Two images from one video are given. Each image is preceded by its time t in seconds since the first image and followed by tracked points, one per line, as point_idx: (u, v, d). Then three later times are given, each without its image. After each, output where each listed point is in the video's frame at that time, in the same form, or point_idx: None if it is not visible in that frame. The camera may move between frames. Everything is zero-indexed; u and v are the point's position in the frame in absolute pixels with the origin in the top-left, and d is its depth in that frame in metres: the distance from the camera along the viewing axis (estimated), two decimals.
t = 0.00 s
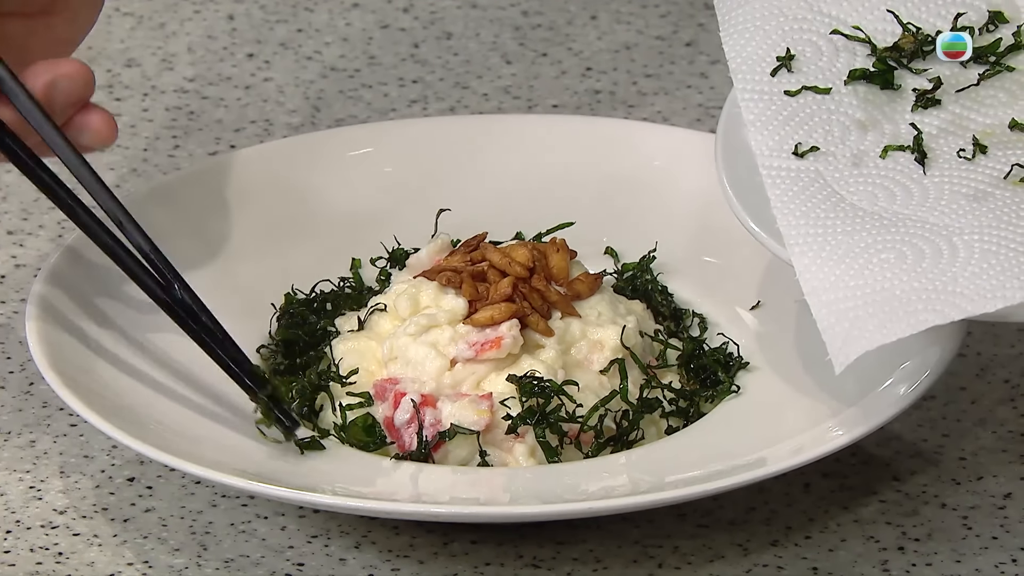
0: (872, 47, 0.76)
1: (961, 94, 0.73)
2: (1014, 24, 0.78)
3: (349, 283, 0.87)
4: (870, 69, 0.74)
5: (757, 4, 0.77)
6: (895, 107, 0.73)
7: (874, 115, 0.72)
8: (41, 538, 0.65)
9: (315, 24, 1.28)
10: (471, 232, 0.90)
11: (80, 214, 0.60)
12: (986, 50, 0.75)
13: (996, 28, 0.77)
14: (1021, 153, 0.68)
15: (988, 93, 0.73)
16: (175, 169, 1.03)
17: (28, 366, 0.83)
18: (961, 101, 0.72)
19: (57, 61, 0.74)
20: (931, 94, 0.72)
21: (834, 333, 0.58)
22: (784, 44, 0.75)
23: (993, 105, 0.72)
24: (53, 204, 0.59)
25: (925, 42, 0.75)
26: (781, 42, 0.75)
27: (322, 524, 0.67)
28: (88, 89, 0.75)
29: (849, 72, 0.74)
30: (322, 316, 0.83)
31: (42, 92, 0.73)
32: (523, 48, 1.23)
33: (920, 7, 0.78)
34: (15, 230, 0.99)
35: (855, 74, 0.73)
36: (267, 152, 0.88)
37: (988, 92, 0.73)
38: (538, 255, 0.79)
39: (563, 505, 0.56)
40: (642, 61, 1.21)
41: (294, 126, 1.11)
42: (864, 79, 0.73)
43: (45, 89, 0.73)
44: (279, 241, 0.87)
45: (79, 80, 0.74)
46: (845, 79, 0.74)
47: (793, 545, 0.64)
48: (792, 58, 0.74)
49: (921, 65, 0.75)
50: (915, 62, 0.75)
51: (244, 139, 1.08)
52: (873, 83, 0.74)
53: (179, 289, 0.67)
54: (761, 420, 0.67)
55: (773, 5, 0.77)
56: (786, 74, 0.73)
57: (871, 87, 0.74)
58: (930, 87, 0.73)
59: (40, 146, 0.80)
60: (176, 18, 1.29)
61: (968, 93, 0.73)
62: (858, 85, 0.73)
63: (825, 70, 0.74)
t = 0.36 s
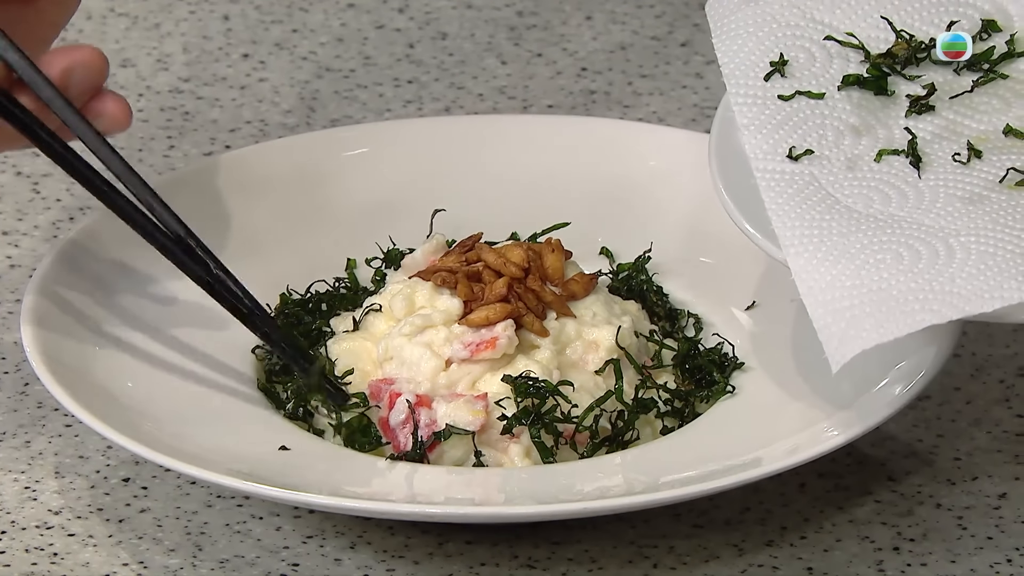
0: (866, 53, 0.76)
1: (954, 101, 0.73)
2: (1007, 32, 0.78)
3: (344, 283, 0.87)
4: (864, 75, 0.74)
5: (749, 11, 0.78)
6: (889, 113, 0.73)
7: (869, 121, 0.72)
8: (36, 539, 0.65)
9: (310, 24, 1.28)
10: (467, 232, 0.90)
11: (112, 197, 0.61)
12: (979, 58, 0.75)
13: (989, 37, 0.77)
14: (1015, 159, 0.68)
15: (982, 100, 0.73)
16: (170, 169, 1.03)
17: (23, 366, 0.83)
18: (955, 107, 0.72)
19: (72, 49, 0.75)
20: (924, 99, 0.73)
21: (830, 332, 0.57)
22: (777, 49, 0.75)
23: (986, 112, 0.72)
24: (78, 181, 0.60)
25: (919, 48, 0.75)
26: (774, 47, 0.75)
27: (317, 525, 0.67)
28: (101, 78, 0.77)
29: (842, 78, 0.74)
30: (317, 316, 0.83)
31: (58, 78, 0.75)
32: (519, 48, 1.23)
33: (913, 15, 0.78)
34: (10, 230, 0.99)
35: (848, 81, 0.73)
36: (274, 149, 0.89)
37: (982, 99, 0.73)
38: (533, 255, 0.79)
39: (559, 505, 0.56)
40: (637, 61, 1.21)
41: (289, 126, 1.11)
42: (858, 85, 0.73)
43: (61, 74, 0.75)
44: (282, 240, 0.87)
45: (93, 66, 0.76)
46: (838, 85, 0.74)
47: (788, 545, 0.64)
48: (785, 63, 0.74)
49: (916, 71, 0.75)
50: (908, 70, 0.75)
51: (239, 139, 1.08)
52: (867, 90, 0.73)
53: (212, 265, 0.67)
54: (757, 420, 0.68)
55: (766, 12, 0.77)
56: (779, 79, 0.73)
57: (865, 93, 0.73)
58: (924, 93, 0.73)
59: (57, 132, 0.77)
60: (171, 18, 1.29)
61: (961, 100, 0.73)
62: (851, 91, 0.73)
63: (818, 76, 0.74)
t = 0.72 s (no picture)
0: (868, 60, 0.75)
1: (957, 107, 0.73)
2: (1009, 38, 0.78)
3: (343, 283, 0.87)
4: (867, 82, 0.74)
5: (751, 18, 0.78)
6: (891, 119, 0.73)
7: (872, 127, 0.72)
8: (36, 539, 0.65)
9: (310, 25, 1.28)
10: (466, 233, 0.90)
11: (192, 267, 0.59)
12: (982, 63, 0.75)
13: (992, 42, 0.77)
14: (1019, 165, 0.68)
15: (985, 106, 0.73)
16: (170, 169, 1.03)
17: (23, 366, 0.83)
18: (958, 113, 0.72)
19: (119, 98, 0.76)
20: (926, 106, 0.73)
21: (835, 337, 0.57)
22: (780, 56, 0.75)
23: (989, 118, 0.72)
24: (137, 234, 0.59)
25: (922, 55, 0.75)
26: (777, 54, 0.75)
27: (317, 525, 0.67)
28: (149, 128, 0.78)
29: (844, 85, 0.74)
30: (316, 316, 0.83)
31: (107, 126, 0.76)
32: (518, 48, 1.23)
33: (916, 21, 0.78)
34: (10, 230, 0.99)
35: (850, 87, 0.73)
36: (278, 151, 0.89)
37: (986, 105, 0.73)
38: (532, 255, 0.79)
39: (559, 505, 0.56)
40: (637, 62, 1.21)
41: (289, 126, 1.11)
42: (861, 92, 0.73)
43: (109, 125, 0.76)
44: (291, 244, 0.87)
45: (142, 115, 0.77)
46: (841, 92, 0.74)
47: (788, 546, 0.64)
48: (788, 69, 0.74)
49: (918, 78, 0.75)
50: (911, 75, 0.75)
51: (239, 139, 1.09)
52: (869, 96, 0.73)
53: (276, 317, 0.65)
54: (757, 420, 0.68)
55: (769, 19, 0.77)
56: (782, 85, 0.73)
57: (868, 99, 0.73)
58: (927, 99, 0.73)
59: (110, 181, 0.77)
60: (170, 18, 1.29)
61: (964, 106, 0.73)
62: (855, 97, 0.73)
63: (821, 82, 0.74)
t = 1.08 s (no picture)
0: (881, 53, 0.76)
1: (971, 100, 0.73)
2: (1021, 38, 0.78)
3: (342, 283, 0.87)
4: (880, 74, 0.74)
5: (763, 13, 0.77)
6: (905, 111, 0.72)
7: (885, 118, 0.71)
8: (34, 539, 0.65)
9: (308, 24, 1.28)
10: (465, 232, 0.90)
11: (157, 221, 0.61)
12: (994, 60, 0.75)
13: (1005, 40, 0.78)
14: None
15: (1000, 101, 0.73)
16: (169, 169, 1.03)
17: (21, 366, 0.83)
18: (972, 107, 0.72)
19: (75, 49, 0.80)
20: (940, 99, 0.72)
21: (851, 315, 0.57)
22: (792, 49, 0.75)
23: (1004, 112, 0.72)
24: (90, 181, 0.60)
25: (934, 51, 0.75)
26: (789, 47, 0.75)
27: (315, 524, 0.67)
28: (100, 78, 0.81)
29: (857, 77, 0.74)
30: (315, 316, 0.84)
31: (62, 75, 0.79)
32: (516, 48, 1.23)
33: (930, 19, 0.78)
34: (7, 230, 0.99)
35: (863, 79, 0.73)
36: (278, 150, 0.89)
37: (1000, 99, 0.73)
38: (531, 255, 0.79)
39: (556, 505, 0.56)
40: (635, 61, 1.21)
41: (287, 126, 1.11)
42: (873, 84, 0.73)
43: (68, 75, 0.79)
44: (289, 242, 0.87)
45: (93, 65, 0.80)
46: (853, 84, 0.74)
47: (786, 545, 0.64)
48: (800, 61, 0.74)
49: (931, 72, 0.75)
50: (924, 70, 0.75)
51: (237, 139, 1.08)
52: (881, 88, 0.73)
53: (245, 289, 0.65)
54: (755, 420, 0.67)
55: (780, 14, 0.77)
56: (795, 77, 0.73)
57: (880, 91, 0.73)
58: (941, 92, 0.73)
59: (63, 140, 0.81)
60: (168, 18, 1.29)
61: (978, 100, 0.73)
62: (867, 89, 0.73)
63: (833, 75, 0.74)
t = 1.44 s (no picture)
0: (866, 40, 0.76)
1: (954, 87, 0.73)
2: (1007, 27, 0.79)
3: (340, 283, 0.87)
4: (864, 60, 0.74)
5: None
6: (889, 96, 0.73)
7: (870, 104, 0.71)
8: (32, 539, 0.65)
9: (305, 25, 1.28)
10: (462, 233, 0.90)
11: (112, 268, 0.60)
12: (981, 49, 0.75)
13: (989, 30, 0.78)
14: (1016, 140, 0.68)
15: (983, 88, 0.73)
16: (166, 169, 1.03)
17: (19, 366, 0.83)
18: (955, 93, 0.72)
19: (31, 78, 0.77)
20: (923, 84, 0.73)
21: (829, 288, 0.57)
22: (777, 33, 0.75)
23: (986, 99, 0.72)
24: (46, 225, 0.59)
25: (919, 37, 0.76)
26: (774, 31, 0.75)
27: (312, 525, 0.67)
28: (61, 108, 0.79)
29: (842, 62, 0.74)
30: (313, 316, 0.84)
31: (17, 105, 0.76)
32: (514, 48, 1.23)
33: (914, 7, 0.79)
34: (5, 230, 0.99)
35: (848, 65, 0.74)
36: (271, 150, 0.89)
37: (983, 87, 0.73)
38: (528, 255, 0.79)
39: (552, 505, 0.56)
40: (633, 61, 1.21)
41: (284, 126, 1.11)
42: (857, 69, 0.73)
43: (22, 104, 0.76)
44: (275, 242, 0.86)
45: (54, 96, 0.78)
46: (838, 69, 0.74)
47: (783, 545, 0.64)
48: (785, 46, 0.73)
49: (914, 58, 0.75)
50: (908, 57, 0.76)
51: (235, 139, 1.08)
52: (866, 73, 0.74)
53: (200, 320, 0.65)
54: (753, 420, 0.68)
55: None
56: (780, 61, 0.73)
57: (864, 76, 0.73)
58: (924, 79, 0.74)
59: (13, 161, 0.79)
60: (166, 18, 1.29)
61: (961, 87, 0.73)
62: (851, 74, 0.73)
63: (818, 60, 0.74)
